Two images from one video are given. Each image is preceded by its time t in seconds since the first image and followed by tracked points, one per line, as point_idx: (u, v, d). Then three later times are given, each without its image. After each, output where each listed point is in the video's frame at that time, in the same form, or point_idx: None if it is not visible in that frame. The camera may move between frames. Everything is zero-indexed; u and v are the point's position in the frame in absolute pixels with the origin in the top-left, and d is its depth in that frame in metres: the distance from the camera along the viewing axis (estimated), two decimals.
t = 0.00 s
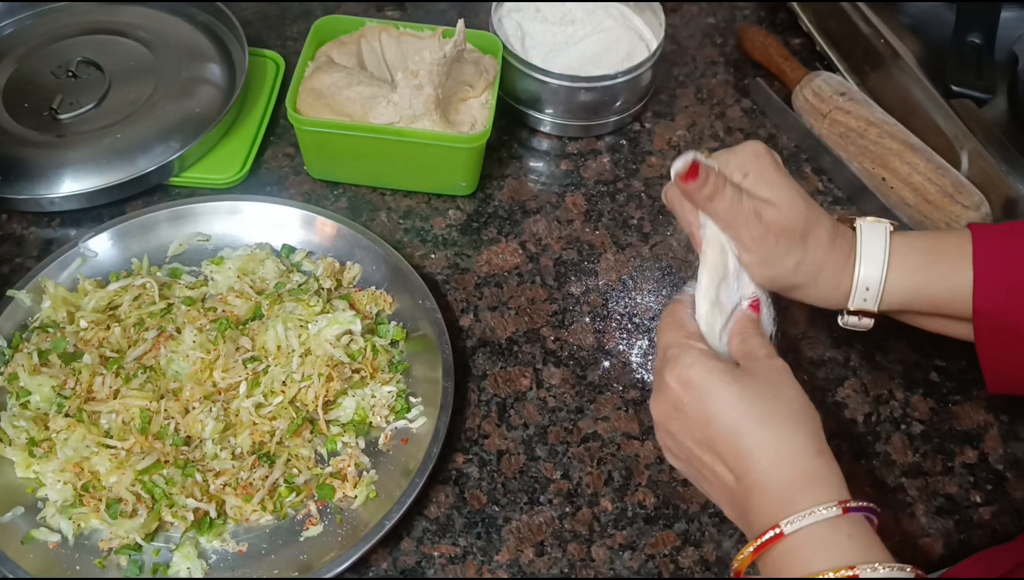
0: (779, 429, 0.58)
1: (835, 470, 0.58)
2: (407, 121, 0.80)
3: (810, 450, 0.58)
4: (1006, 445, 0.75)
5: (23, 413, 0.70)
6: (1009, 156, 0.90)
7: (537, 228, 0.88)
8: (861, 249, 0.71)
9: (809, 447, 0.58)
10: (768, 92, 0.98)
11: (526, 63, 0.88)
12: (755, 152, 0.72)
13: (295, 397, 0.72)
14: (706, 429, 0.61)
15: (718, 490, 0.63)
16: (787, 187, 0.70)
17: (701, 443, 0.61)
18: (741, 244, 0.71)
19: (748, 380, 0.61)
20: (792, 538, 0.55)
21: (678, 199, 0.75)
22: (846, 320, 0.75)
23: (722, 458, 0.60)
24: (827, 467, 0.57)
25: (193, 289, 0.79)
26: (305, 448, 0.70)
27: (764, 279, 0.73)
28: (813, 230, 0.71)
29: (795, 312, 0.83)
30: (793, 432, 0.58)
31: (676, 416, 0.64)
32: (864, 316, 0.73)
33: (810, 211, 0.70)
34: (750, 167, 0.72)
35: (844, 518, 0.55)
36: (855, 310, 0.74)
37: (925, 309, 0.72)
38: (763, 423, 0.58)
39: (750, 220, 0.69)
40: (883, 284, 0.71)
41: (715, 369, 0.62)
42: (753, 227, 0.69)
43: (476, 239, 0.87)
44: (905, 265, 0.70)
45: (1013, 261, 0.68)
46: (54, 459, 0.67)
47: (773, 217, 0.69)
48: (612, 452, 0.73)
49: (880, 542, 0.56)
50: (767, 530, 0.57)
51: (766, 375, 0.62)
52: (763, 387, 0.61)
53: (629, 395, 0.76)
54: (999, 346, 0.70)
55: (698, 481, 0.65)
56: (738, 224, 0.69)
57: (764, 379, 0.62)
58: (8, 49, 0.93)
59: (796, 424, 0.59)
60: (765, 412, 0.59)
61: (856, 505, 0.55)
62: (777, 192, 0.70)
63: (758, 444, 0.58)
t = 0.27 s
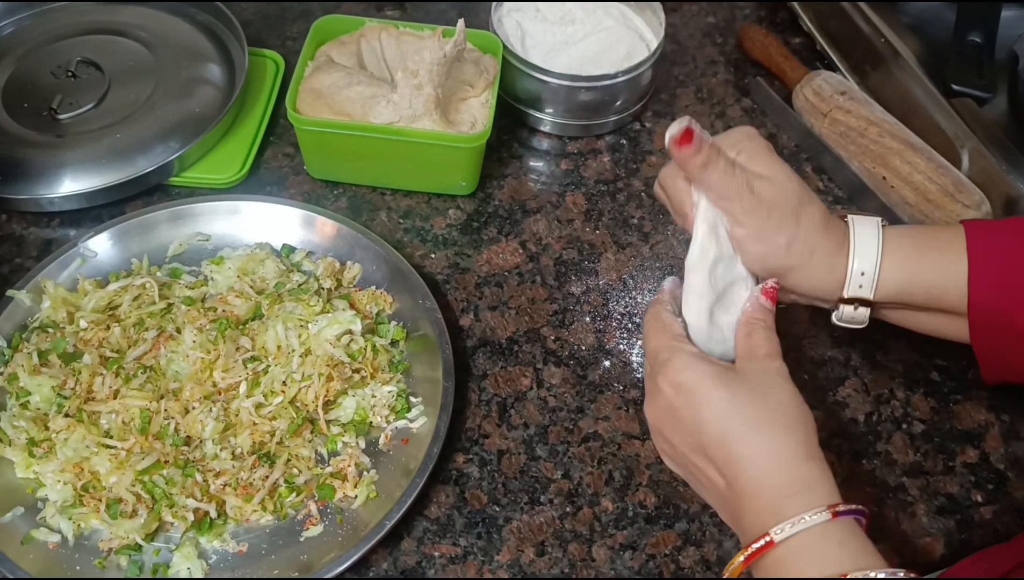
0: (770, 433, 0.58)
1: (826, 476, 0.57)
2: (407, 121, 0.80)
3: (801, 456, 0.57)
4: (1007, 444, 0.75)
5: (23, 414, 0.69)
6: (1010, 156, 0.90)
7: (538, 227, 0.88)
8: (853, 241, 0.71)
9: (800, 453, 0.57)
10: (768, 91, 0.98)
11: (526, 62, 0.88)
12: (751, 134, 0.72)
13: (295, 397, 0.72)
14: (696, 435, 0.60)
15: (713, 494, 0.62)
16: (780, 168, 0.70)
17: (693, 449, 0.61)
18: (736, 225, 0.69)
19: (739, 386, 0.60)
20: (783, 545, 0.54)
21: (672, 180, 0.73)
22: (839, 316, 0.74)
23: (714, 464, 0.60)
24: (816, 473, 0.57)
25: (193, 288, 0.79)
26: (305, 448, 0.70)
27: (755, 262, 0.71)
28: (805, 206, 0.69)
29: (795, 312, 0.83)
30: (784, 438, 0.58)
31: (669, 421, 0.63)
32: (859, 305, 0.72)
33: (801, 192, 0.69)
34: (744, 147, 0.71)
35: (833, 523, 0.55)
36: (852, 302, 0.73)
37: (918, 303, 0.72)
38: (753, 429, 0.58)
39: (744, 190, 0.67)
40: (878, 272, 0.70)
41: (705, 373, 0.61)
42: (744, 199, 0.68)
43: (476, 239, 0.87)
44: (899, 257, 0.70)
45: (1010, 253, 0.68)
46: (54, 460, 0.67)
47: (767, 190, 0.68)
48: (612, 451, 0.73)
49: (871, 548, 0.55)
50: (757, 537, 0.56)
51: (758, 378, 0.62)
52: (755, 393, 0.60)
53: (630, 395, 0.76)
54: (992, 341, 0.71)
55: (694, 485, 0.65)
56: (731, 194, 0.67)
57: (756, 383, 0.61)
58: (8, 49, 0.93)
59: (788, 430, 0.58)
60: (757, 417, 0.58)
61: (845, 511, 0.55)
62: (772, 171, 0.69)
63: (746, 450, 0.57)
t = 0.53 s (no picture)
0: (769, 438, 0.57)
1: (824, 482, 0.57)
2: (406, 121, 0.80)
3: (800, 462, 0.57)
4: (1006, 444, 0.75)
5: (22, 414, 0.69)
6: (1009, 155, 0.90)
7: (537, 227, 0.88)
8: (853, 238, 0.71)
9: (799, 459, 0.57)
10: (767, 91, 0.98)
11: (525, 63, 0.88)
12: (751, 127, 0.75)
13: (294, 397, 0.72)
14: (695, 437, 0.60)
15: (706, 500, 0.61)
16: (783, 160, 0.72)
17: (690, 451, 0.60)
18: (736, 207, 0.70)
19: (740, 391, 0.60)
20: (784, 550, 0.54)
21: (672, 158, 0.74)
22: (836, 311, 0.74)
23: (711, 466, 0.59)
24: (815, 479, 0.56)
25: (193, 289, 0.79)
26: (305, 448, 0.70)
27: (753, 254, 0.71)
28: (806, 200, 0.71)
29: (795, 312, 0.83)
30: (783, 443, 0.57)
31: (665, 422, 0.62)
32: (859, 298, 0.72)
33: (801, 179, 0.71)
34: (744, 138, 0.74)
35: (832, 528, 0.54)
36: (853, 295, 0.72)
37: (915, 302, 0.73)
38: (754, 434, 0.58)
39: (746, 169, 0.68)
40: (877, 263, 0.71)
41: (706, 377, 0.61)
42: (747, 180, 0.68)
43: (475, 239, 0.87)
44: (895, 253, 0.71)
45: (1004, 255, 0.68)
46: (54, 460, 0.67)
47: (767, 175, 0.69)
48: (612, 451, 0.73)
49: (870, 552, 0.55)
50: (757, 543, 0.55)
51: (759, 384, 0.62)
52: (755, 398, 0.60)
53: (629, 394, 0.76)
54: (991, 341, 0.71)
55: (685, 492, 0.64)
56: (732, 175, 0.68)
57: (755, 389, 0.61)
58: (7, 50, 0.93)
59: (787, 436, 0.58)
60: (757, 421, 0.58)
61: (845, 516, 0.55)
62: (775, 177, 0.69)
63: (748, 454, 0.57)
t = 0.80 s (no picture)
0: (773, 437, 0.57)
1: (824, 482, 0.57)
2: (404, 121, 0.81)
3: (802, 461, 0.57)
4: (1004, 442, 0.75)
5: (21, 414, 0.70)
6: (1007, 154, 0.90)
7: (535, 226, 0.88)
8: (858, 242, 0.70)
9: (802, 458, 0.57)
10: (766, 90, 0.98)
11: (524, 62, 0.88)
12: (756, 138, 0.72)
13: (293, 396, 0.72)
14: (697, 434, 0.59)
15: (701, 497, 0.61)
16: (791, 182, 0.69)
17: (691, 447, 0.60)
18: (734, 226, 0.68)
19: (745, 387, 0.60)
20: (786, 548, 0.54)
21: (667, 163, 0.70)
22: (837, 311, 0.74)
23: (711, 463, 0.59)
24: (816, 478, 0.57)
25: (191, 288, 0.79)
26: (303, 447, 0.70)
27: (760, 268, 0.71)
28: (811, 218, 0.69)
29: (792, 311, 0.83)
30: (785, 441, 0.58)
31: (664, 416, 0.62)
32: (861, 309, 0.73)
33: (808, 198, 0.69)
34: (749, 150, 0.71)
35: (835, 527, 0.54)
36: (854, 303, 0.73)
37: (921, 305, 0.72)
38: (758, 432, 0.57)
39: (752, 201, 0.67)
40: (881, 277, 0.70)
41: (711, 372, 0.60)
42: (753, 208, 0.67)
43: (473, 238, 0.87)
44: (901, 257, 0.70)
45: (1011, 257, 0.68)
46: (53, 459, 0.67)
47: (774, 200, 0.67)
48: (610, 450, 0.73)
49: (870, 552, 0.55)
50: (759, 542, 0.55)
51: (762, 382, 0.61)
52: (759, 395, 0.60)
53: (627, 393, 0.76)
54: (993, 341, 0.71)
55: (680, 488, 0.64)
56: (738, 204, 0.66)
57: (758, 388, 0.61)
58: (6, 50, 0.93)
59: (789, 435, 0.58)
60: (762, 419, 0.58)
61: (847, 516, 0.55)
62: (777, 176, 0.69)
63: (751, 451, 0.57)
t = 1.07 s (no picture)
0: (768, 437, 0.57)
1: (821, 482, 0.57)
2: (404, 119, 0.81)
3: (799, 460, 0.57)
4: (1003, 440, 0.75)
5: (21, 412, 0.70)
6: (1006, 152, 0.90)
7: (534, 225, 0.88)
8: (861, 243, 0.69)
9: (798, 458, 0.57)
10: (765, 89, 0.98)
11: (523, 61, 0.88)
12: (767, 164, 0.66)
13: (292, 395, 0.72)
14: (694, 430, 0.59)
15: (698, 491, 0.62)
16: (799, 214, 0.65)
17: (688, 442, 0.60)
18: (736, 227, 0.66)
19: (743, 385, 0.60)
20: (784, 549, 0.54)
21: (673, 195, 0.65)
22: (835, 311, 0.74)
23: (708, 460, 0.59)
24: (811, 479, 0.57)
25: (190, 287, 0.79)
26: (303, 445, 0.70)
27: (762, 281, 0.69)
28: (819, 246, 0.67)
29: (792, 309, 0.83)
30: (782, 441, 0.58)
31: (663, 410, 0.62)
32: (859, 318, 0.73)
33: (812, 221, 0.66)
34: (758, 183, 0.66)
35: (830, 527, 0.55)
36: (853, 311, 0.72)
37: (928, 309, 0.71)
38: (753, 431, 0.57)
39: (758, 239, 0.62)
40: (885, 283, 0.69)
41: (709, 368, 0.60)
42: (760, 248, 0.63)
43: (473, 237, 0.87)
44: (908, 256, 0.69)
45: (1013, 254, 0.68)
46: (52, 457, 0.67)
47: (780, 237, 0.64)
48: (610, 448, 0.73)
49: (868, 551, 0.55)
50: (754, 544, 0.55)
51: (761, 379, 0.61)
52: (756, 393, 0.60)
53: (626, 391, 0.76)
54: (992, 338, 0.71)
55: (677, 481, 0.64)
56: (746, 245, 0.62)
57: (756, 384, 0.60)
58: (5, 49, 0.93)
59: (786, 434, 0.58)
60: (759, 418, 0.58)
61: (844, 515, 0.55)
62: (786, 213, 0.65)
63: (745, 452, 0.57)
